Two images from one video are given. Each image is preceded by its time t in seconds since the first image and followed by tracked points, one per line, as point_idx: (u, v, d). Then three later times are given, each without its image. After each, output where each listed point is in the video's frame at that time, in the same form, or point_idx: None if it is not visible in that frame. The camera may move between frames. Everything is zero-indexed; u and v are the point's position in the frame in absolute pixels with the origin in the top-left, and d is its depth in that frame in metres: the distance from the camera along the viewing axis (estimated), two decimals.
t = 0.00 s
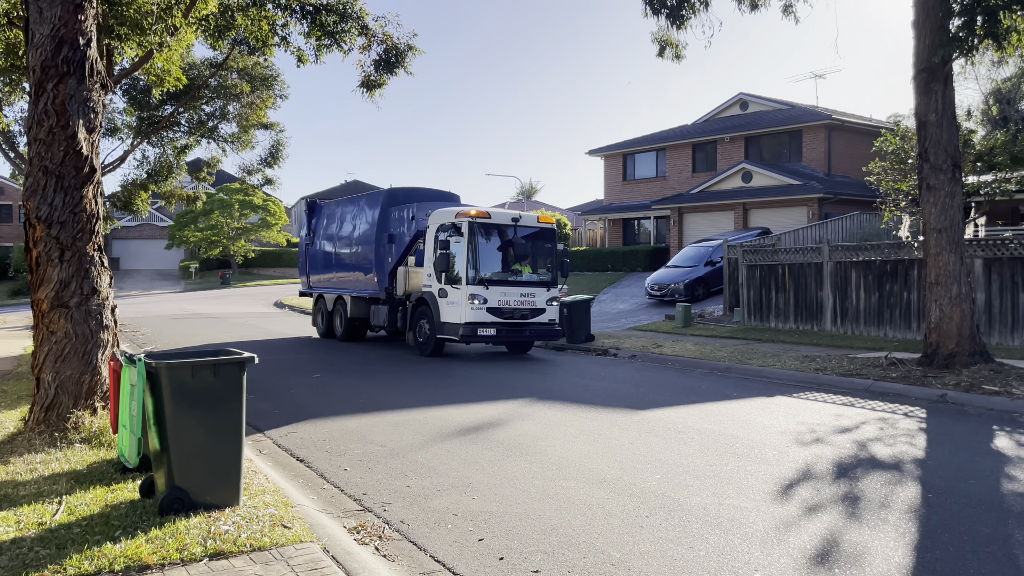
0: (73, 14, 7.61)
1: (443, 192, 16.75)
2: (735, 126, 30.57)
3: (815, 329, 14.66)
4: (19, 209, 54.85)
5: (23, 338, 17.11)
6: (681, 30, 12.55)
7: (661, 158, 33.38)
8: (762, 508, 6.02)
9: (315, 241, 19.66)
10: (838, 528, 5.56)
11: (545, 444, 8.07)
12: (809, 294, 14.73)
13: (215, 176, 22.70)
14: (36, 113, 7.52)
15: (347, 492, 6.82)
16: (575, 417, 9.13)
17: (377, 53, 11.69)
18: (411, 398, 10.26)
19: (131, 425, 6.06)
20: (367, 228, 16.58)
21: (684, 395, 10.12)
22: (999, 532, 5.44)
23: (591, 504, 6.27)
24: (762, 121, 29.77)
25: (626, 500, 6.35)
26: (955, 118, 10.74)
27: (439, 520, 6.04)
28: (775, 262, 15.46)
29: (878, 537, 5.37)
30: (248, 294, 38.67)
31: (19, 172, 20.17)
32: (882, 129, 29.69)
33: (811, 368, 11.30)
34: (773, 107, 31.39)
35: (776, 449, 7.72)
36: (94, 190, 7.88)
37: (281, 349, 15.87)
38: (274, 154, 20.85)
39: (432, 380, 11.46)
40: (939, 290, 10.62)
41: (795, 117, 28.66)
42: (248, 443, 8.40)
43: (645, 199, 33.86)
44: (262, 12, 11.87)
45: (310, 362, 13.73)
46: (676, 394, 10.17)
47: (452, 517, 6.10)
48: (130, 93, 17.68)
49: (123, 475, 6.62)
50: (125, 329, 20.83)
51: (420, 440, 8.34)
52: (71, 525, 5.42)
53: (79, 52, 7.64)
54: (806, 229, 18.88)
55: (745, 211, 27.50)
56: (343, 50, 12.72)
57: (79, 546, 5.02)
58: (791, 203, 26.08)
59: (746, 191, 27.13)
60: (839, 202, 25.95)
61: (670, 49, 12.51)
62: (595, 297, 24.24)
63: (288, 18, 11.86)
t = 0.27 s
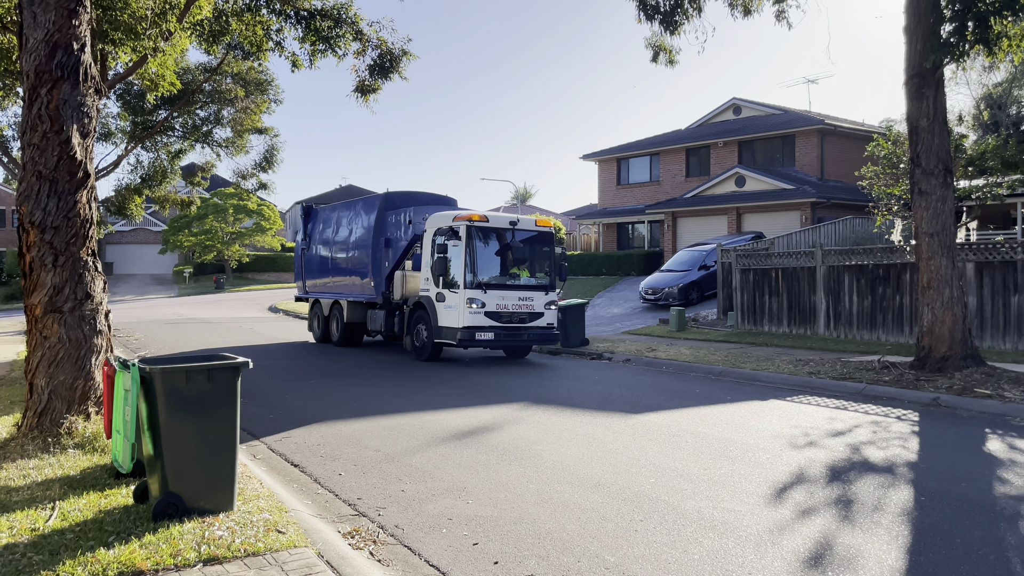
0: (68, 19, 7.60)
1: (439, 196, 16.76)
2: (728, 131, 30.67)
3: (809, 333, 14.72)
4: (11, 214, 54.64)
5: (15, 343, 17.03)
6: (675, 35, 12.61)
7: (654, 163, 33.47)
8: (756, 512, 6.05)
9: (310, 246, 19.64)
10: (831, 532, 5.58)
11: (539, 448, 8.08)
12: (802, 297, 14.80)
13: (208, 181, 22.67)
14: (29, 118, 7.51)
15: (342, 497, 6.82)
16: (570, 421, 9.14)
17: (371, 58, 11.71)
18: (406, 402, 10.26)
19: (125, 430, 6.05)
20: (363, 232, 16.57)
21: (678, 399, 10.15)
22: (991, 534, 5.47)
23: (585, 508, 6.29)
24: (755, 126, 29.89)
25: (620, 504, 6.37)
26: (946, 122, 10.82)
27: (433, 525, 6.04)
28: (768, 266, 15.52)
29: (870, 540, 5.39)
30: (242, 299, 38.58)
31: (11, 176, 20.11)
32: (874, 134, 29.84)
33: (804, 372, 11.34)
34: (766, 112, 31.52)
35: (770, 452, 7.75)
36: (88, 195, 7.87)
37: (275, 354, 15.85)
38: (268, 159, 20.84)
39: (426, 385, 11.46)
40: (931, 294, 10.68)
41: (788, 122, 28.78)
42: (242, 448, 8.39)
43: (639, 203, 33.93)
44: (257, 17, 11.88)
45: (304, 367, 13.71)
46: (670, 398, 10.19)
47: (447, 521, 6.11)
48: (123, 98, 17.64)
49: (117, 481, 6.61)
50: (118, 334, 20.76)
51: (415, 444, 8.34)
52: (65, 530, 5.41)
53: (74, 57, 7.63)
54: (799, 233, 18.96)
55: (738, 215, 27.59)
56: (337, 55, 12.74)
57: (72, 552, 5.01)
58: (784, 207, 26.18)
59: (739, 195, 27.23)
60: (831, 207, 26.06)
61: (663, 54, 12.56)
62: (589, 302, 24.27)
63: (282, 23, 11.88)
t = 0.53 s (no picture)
0: (62, 24, 7.58)
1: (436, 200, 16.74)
2: (723, 136, 30.74)
3: (804, 338, 14.73)
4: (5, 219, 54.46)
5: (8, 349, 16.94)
6: (670, 40, 12.63)
7: (650, 168, 33.52)
8: (752, 517, 6.03)
9: (306, 251, 19.59)
10: (828, 537, 5.57)
11: (535, 454, 8.06)
12: (798, 302, 14.81)
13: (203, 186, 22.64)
14: (23, 123, 7.48)
15: (337, 504, 6.79)
16: (565, 426, 9.13)
17: (367, 62, 11.71)
18: (401, 408, 10.23)
19: (118, 437, 6.01)
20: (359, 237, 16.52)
21: (674, 404, 10.14)
22: (988, 540, 5.46)
23: (581, 514, 6.27)
24: (750, 131, 29.96)
25: (616, 509, 6.35)
26: (941, 128, 10.84)
27: (429, 532, 6.01)
28: (764, 271, 15.54)
29: (868, 546, 5.38)
30: (236, 305, 38.50)
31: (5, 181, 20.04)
32: (868, 139, 29.93)
33: (800, 377, 11.34)
34: (760, 117, 31.60)
35: (766, 458, 7.74)
36: (82, 200, 7.83)
37: (270, 360, 15.80)
38: (263, 164, 20.80)
39: (421, 391, 11.43)
40: (926, 299, 10.70)
41: (783, 127, 28.85)
42: (237, 454, 8.35)
43: (635, 208, 33.97)
44: (252, 22, 11.88)
45: (299, 373, 13.67)
46: (666, 404, 10.18)
47: (443, 528, 6.08)
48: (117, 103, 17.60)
49: (110, 487, 6.57)
50: (112, 340, 20.68)
51: (410, 450, 8.32)
52: (58, 538, 5.37)
53: (67, 61, 7.60)
54: (794, 238, 18.99)
55: (734, 220, 27.62)
56: (333, 60, 12.75)
57: (65, 559, 4.97)
58: (780, 212, 26.23)
59: (734, 200, 27.27)
60: (826, 211, 26.12)
61: (658, 60, 12.58)
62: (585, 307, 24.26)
63: (277, 28, 11.88)
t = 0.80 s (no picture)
0: (59, 29, 7.59)
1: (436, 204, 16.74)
2: (719, 140, 30.81)
3: (800, 342, 14.75)
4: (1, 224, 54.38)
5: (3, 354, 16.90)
6: (666, 45, 12.67)
7: (646, 172, 33.58)
8: (749, 521, 6.05)
9: (303, 255, 19.59)
10: (824, 541, 5.58)
11: (532, 458, 8.07)
12: (794, 306, 14.84)
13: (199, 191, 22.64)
14: (20, 127, 7.48)
15: (334, 508, 6.79)
16: (562, 430, 9.14)
17: (364, 67, 11.73)
18: (397, 413, 10.23)
19: (115, 441, 6.01)
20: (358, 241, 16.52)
21: (670, 408, 10.16)
22: (983, 543, 5.47)
23: (578, 518, 6.28)
24: (746, 135, 30.03)
25: (613, 513, 6.36)
26: (936, 132, 10.88)
27: (426, 536, 6.01)
28: (760, 275, 15.56)
29: (863, 549, 5.40)
30: (232, 309, 38.46)
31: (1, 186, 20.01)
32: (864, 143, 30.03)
33: (796, 381, 11.37)
34: (756, 121, 31.68)
35: (762, 461, 7.76)
36: (79, 205, 7.84)
37: (267, 365, 15.79)
38: (260, 168, 20.80)
39: (418, 395, 11.43)
40: (922, 303, 10.73)
41: (779, 131, 28.93)
42: (233, 459, 8.35)
43: (631, 212, 34.03)
44: (249, 27, 11.90)
45: (296, 377, 13.66)
46: (662, 408, 10.20)
47: (440, 532, 6.08)
48: (114, 107, 17.58)
49: (107, 492, 6.57)
50: (108, 344, 20.64)
51: (407, 454, 8.32)
52: (54, 542, 5.36)
53: (65, 67, 7.62)
54: (790, 242, 19.03)
55: (730, 224, 27.68)
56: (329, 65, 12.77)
57: (61, 564, 4.97)
58: (776, 216, 26.29)
59: (730, 204, 27.33)
60: (822, 215, 26.19)
61: (655, 65, 12.62)
62: (581, 311, 24.28)
63: (274, 33, 11.91)
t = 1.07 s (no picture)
0: (56, 32, 7.59)
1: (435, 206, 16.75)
2: (716, 142, 30.85)
3: (798, 344, 14.77)
4: None
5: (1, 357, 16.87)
6: (663, 47, 12.69)
7: (643, 174, 33.61)
8: (746, 523, 6.05)
9: (302, 257, 19.58)
10: (821, 542, 5.58)
11: (529, 460, 8.07)
12: (792, 308, 14.85)
13: (197, 193, 22.63)
14: (17, 130, 7.48)
15: (331, 510, 6.78)
16: (560, 432, 9.14)
17: (361, 70, 11.74)
18: (395, 415, 10.23)
19: (112, 444, 6.00)
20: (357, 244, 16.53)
21: (668, 410, 10.16)
22: (980, 544, 5.48)
23: (576, 520, 6.28)
24: (743, 137, 30.07)
25: (610, 515, 6.36)
26: (932, 134, 10.90)
27: (423, 538, 6.01)
28: (757, 277, 15.57)
29: (861, 551, 5.40)
30: (229, 311, 38.45)
31: None
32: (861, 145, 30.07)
33: (793, 383, 11.38)
34: (753, 124, 31.72)
35: (760, 463, 7.77)
36: (76, 207, 7.83)
37: (264, 368, 15.78)
38: (257, 171, 20.79)
39: (416, 397, 11.42)
40: (918, 305, 10.74)
41: (776, 133, 28.97)
42: (231, 462, 8.34)
43: (629, 214, 34.05)
44: (246, 30, 11.91)
45: (294, 380, 13.65)
46: (660, 409, 10.20)
47: (437, 534, 6.08)
48: (111, 110, 17.55)
49: (104, 495, 6.56)
50: (106, 347, 20.62)
51: (405, 457, 8.32)
52: (51, 546, 5.35)
53: (62, 69, 7.62)
54: (788, 244, 19.04)
55: (727, 226, 27.70)
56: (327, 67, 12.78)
57: (58, 567, 4.96)
58: (773, 218, 26.32)
59: (728, 206, 27.35)
60: (819, 217, 26.22)
61: (651, 67, 12.63)
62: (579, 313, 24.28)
63: (272, 36, 11.92)
